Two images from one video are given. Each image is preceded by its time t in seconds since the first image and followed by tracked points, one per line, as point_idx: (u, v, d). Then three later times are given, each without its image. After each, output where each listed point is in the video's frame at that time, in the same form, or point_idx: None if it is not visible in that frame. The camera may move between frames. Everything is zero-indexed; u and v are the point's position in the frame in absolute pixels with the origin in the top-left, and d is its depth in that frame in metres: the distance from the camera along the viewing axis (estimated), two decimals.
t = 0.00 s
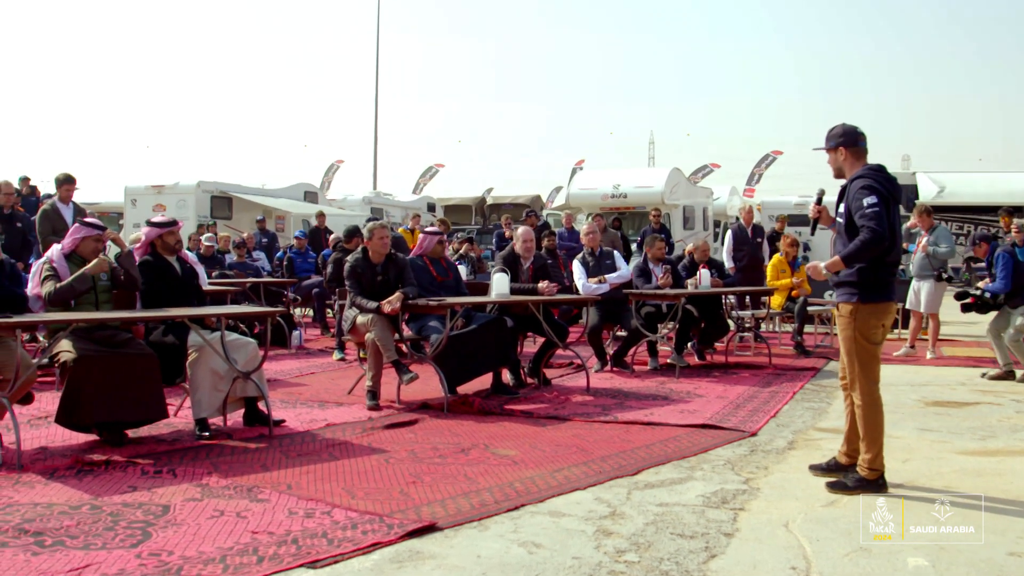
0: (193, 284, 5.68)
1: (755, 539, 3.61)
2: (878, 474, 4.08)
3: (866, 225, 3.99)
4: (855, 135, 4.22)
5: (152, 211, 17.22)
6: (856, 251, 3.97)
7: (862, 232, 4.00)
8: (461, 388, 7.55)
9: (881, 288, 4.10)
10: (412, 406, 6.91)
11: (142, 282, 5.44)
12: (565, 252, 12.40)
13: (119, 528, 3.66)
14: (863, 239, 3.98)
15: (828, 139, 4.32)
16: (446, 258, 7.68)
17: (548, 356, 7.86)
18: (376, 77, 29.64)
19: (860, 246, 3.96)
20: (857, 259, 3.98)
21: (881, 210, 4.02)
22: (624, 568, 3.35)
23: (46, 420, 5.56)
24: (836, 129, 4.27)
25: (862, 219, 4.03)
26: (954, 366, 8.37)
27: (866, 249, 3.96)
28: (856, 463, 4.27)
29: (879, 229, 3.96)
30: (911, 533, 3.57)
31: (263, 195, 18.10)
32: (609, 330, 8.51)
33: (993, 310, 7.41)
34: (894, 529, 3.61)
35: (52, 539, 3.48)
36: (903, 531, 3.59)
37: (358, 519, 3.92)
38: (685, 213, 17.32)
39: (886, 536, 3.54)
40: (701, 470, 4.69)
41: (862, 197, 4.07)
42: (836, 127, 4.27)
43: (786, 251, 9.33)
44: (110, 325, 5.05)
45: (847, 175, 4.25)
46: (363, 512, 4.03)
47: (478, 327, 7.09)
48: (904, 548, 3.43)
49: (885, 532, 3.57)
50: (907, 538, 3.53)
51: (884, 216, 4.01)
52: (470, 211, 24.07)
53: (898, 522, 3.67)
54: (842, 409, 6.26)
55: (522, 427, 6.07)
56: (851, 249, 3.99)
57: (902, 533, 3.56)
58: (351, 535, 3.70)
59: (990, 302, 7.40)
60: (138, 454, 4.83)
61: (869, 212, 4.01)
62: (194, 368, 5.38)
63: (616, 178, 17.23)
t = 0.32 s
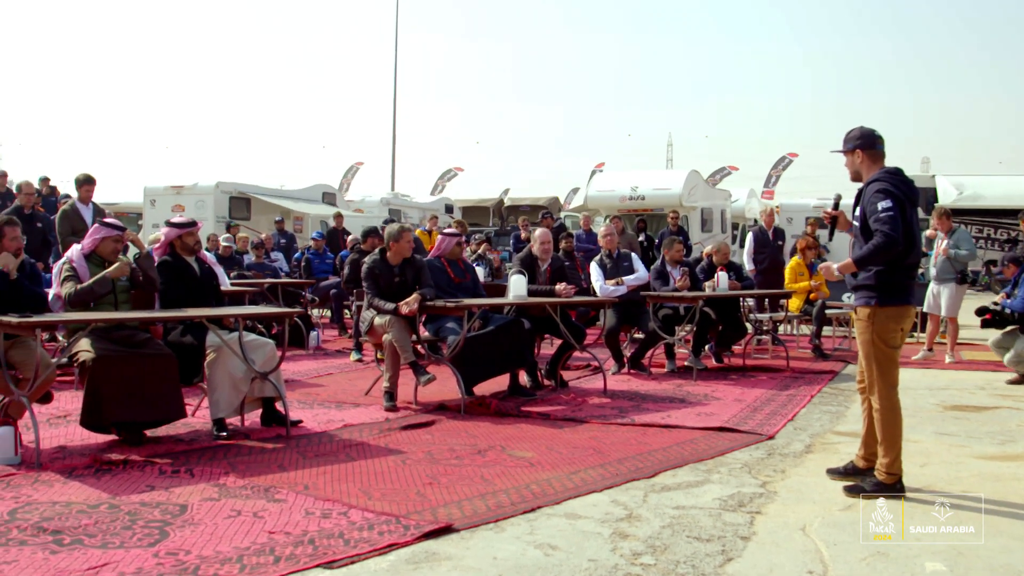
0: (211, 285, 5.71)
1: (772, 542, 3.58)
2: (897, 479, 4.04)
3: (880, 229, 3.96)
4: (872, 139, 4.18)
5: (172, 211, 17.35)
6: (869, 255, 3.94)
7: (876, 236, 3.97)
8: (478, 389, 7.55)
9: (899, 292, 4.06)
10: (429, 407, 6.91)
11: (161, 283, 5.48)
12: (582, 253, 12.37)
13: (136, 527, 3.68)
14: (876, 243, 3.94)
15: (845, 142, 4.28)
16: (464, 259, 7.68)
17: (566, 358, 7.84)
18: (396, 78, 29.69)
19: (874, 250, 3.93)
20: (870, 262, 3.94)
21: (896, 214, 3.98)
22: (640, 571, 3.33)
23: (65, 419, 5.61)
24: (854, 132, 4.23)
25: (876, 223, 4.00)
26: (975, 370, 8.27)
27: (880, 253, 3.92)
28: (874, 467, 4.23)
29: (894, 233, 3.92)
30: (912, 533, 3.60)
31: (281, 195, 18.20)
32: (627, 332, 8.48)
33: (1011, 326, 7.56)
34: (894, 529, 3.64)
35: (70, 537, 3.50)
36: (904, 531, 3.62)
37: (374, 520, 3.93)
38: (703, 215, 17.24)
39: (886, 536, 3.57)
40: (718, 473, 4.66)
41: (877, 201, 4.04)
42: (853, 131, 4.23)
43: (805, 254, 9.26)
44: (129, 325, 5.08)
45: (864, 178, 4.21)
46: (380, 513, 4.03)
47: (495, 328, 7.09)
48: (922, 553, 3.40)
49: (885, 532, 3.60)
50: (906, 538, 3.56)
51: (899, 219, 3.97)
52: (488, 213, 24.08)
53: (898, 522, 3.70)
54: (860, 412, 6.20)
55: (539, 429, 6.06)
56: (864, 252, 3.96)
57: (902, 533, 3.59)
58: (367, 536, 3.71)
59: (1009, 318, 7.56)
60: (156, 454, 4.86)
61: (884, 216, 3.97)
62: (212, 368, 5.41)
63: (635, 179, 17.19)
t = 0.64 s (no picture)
0: (235, 286, 5.76)
1: (795, 547, 3.54)
2: (920, 484, 4.00)
3: (905, 232, 3.91)
4: (897, 141, 4.13)
5: (195, 212, 17.49)
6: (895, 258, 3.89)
7: (902, 240, 3.92)
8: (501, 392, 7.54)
9: (922, 296, 4.00)
10: (451, 409, 6.92)
11: (185, 284, 5.53)
12: (605, 256, 12.34)
13: (159, 527, 3.70)
14: (902, 247, 3.89)
15: (869, 145, 4.23)
16: (487, 262, 7.68)
17: (588, 361, 7.82)
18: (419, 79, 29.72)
19: (899, 254, 3.88)
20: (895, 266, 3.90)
21: (922, 217, 3.92)
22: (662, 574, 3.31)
23: (89, 419, 5.67)
24: (879, 135, 4.18)
25: (901, 226, 3.95)
26: (1001, 375, 8.15)
27: (905, 257, 3.88)
28: (897, 471, 4.17)
29: (919, 237, 3.88)
30: (912, 533, 3.63)
31: (304, 197, 18.31)
32: (649, 335, 8.43)
33: None
34: (894, 529, 3.66)
35: (94, 536, 3.53)
36: (903, 531, 3.65)
37: (396, 522, 3.93)
38: (726, 218, 17.14)
39: (886, 536, 3.60)
40: (740, 477, 4.62)
41: (902, 204, 3.98)
42: (879, 133, 4.18)
43: (829, 257, 9.17)
44: (153, 326, 5.15)
45: (888, 182, 4.16)
46: (402, 515, 4.04)
47: (518, 330, 7.08)
48: (945, 558, 3.36)
49: (885, 532, 3.63)
50: (907, 538, 3.59)
51: (925, 223, 3.92)
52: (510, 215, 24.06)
53: (898, 522, 3.73)
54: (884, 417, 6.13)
55: (560, 431, 6.04)
56: (888, 257, 3.92)
57: (903, 533, 3.62)
58: (389, 537, 3.71)
59: None
60: (180, 454, 4.90)
61: (909, 219, 3.92)
62: (235, 369, 5.45)
63: (658, 182, 17.12)
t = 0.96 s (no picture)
0: (259, 288, 5.81)
1: (820, 550, 3.51)
2: (947, 487, 3.93)
3: (935, 235, 3.85)
4: (926, 143, 4.08)
5: (220, 215, 17.65)
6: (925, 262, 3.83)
7: (931, 243, 3.86)
8: (524, 394, 7.54)
9: (950, 299, 3.95)
10: (474, 412, 6.92)
11: (211, 286, 5.58)
12: (629, 259, 12.29)
13: (185, 528, 3.73)
14: (931, 250, 3.84)
15: (897, 145, 4.17)
16: (510, 264, 7.69)
17: (611, 364, 7.78)
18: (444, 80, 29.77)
19: (929, 258, 3.82)
20: (926, 270, 3.84)
21: (952, 220, 3.86)
22: None
23: (115, 420, 5.74)
24: (908, 135, 4.12)
25: (930, 229, 3.89)
26: None
27: (935, 261, 3.82)
28: (923, 475, 4.11)
29: (949, 240, 3.82)
30: (911, 534, 3.65)
31: (328, 200, 18.42)
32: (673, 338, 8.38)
33: None
34: (894, 529, 3.69)
35: (120, 537, 3.56)
36: (903, 531, 3.67)
37: (420, 524, 3.94)
38: (750, 220, 17.02)
39: (886, 536, 3.63)
40: (764, 480, 4.57)
41: (932, 207, 3.92)
42: (908, 133, 4.13)
43: (852, 260, 9.09)
44: (178, 328, 5.21)
45: (915, 183, 4.11)
46: (426, 516, 4.04)
47: (542, 333, 7.07)
48: (972, 562, 3.31)
49: (885, 532, 3.65)
50: (906, 538, 3.61)
51: (955, 226, 3.86)
52: (534, 217, 24.05)
53: (898, 522, 3.75)
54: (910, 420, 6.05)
55: (584, 434, 6.02)
56: (918, 260, 3.86)
57: (902, 533, 3.64)
58: (413, 539, 3.72)
59: None
60: (206, 455, 4.95)
61: (939, 222, 3.86)
62: (260, 371, 5.49)
63: (681, 185, 17.03)
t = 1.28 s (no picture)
0: (283, 290, 5.84)
1: (845, 552, 3.47)
2: (974, 489, 3.90)
3: (963, 236, 3.79)
4: (955, 141, 4.02)
5: (244, 217, 17.80)
6: (952, 262, 3.77)
7: (958, 243, 3.80)
8: (547, 396, 7.52)
9: (977, 299, 3.89)
10: (498, 413, 6.92)
11: (236, 289, 5.62)
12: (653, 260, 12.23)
13: (210, 529, 3.77)
14: (959, 250, 3.78)
15: (926, 144, 4.12)
16: (534, 266, 7.68)
17: (636, 365, 7.75)
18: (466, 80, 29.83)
19: (957, 259, 3.76)
20: (953, 271, 3.77)
21: (980, 220, 3.80)
22: None
23: (141, 422, 5.80)
24: (937, 134, 4.06)
25: (958, 230, 3.83)
26: None
27: (962, 261, 3.76)
28: (950, 477, 4.05)
29: (977, 240, 3.76)
30: (911, 533, 3.64)
31: (352, 203, 18.52)
32: (697, 339, 8.33)
33: None
34: (895, 529, 3.68)
35: (146, 538, 3.60)
36: (903, 531, 3.66)
37: (445, 525, 3.94)
38: (774, 221, 16.89)
39: (886, 536, 3.62)
40: (789, 482, 4.53)
41: (959, 207, 3.86)
42: (938, 132, 4.07)
43: (877, 260, 9.00)
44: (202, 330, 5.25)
45: (944, 181, 4.04)
46: (449, 518, 4.05)
47: (566, 334, 7.05)
48: (999, 565, 3.26)
49: (885, 532, 3.65)
50: (906, 538, 3.60)
51: (983, 227, 3.80)
52: (557, 219, 24.01)
53: (898, 522, 3.74)
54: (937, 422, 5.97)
55: (608, 435, 6.00)
56: (946, 261, 3.80)
57: (902, 533, 3.64)
58: (437, 541, 3.72)
59: None
60: (231, 456, 4.99)
61: (966, 222, 3.80)
62: (285, 373, 5.52)
63: (705, 186, 16.94)
